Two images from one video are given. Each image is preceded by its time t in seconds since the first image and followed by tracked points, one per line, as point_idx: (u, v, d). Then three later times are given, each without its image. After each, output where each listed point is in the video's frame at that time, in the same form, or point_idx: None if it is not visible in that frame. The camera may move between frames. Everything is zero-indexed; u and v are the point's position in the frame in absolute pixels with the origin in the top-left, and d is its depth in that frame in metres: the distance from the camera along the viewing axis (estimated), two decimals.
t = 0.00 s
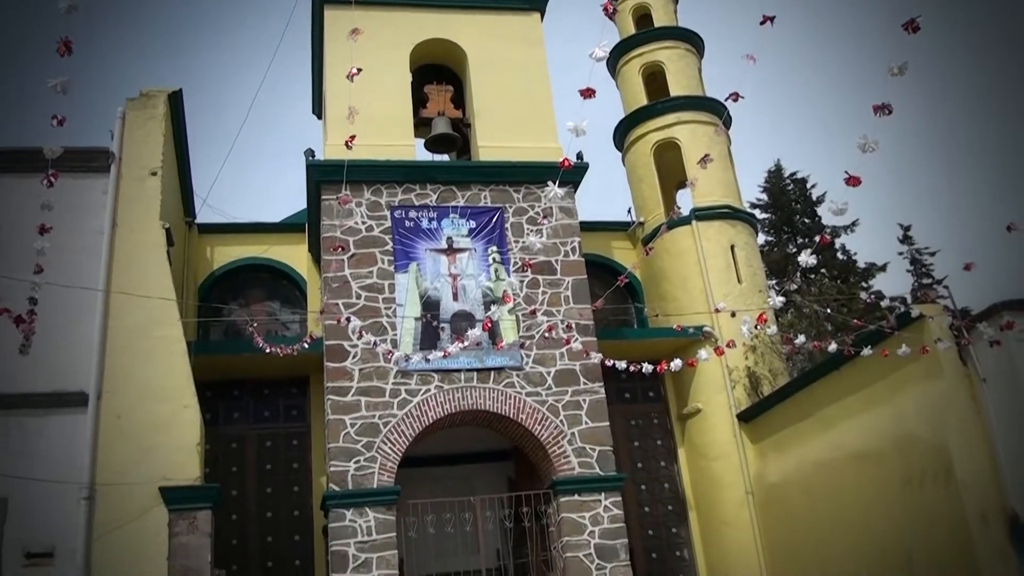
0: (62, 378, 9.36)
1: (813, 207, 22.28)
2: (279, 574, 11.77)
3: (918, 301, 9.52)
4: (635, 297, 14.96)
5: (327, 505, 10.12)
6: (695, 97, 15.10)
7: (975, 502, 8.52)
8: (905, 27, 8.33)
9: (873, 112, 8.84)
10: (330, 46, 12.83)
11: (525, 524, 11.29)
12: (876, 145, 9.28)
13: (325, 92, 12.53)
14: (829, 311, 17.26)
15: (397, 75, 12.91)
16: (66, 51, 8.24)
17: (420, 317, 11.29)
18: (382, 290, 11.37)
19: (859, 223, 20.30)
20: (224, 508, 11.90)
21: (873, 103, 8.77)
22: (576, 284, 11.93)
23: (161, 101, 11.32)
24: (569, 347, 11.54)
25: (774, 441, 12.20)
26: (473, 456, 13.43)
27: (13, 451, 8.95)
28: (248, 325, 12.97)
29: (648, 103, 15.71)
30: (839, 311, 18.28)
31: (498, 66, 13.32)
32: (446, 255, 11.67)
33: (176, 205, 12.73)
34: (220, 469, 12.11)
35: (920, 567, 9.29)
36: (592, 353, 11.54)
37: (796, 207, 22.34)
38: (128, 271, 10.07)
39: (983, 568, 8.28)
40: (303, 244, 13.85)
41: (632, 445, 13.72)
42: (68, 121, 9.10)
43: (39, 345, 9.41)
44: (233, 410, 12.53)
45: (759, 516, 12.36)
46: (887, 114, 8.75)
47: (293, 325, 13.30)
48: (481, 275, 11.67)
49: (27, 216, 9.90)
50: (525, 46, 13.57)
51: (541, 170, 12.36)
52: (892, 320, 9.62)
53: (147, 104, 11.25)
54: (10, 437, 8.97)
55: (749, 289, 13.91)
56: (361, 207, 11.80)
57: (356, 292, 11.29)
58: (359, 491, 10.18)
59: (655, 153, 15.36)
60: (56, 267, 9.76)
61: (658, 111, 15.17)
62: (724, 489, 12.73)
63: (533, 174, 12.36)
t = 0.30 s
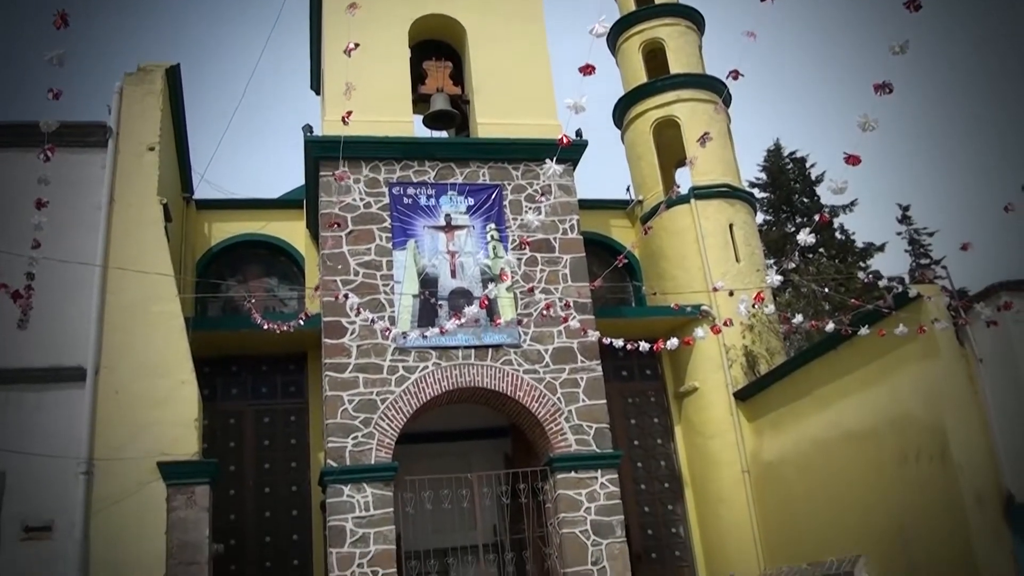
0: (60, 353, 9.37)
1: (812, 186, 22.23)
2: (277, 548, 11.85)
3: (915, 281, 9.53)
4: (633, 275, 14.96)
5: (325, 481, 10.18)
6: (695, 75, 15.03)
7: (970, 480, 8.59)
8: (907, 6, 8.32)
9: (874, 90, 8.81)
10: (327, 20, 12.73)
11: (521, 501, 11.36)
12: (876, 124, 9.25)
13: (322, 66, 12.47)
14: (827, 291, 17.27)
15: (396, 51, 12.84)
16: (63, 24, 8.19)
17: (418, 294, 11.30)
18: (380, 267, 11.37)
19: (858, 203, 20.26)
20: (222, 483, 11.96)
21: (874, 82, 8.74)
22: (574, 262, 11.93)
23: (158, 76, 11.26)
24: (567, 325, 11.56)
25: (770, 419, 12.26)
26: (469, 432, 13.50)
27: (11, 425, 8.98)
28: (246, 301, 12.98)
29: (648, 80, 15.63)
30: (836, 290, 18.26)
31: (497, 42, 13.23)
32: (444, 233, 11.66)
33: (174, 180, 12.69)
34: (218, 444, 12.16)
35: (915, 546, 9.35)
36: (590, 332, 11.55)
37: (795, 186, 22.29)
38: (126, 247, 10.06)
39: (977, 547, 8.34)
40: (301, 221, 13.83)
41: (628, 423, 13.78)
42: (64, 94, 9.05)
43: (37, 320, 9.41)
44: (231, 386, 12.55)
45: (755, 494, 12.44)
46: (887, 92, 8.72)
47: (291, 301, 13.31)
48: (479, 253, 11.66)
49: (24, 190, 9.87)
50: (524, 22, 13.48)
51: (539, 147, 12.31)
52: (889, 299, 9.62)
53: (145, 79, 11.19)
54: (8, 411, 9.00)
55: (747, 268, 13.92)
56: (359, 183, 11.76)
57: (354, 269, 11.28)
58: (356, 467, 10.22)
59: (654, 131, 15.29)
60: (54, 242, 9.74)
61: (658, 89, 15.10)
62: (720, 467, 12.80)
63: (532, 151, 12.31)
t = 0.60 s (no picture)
0: (58, 327, 9.37)
1: (812, 163, 22.17)
2: (275, 521, 11.94)
3: (914, 260, 9.52)
4: (632, 252, 14.96)
5: (323, 455, 10.23)
6: (696, 51, 14.95)
7: (967, 459, 8.64)
8: None
9: (876, 67, 8.74)
10: None
11: (518, 475, 11.44)
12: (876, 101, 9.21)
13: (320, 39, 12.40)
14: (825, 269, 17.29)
15: (395, 24, 12.75)
16: None
17: (417, 270, 11.30)
18: (379, 242, 11.36)
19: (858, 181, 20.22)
20: (221, 457, 12.03)
21: (877, 59, 8.67)
22: (573, 238, 11.93)
23: (157, 49, 11.19)
24: (565, 302, 11.56)
25: (768, 397, 12.30)
26: (467, 407, 13.57)
27: (10, 398, 9.00)
28: (244, 275, 12.99)
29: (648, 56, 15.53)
30: (835, 268, 18.25)
31: (497, 16, 13.14)
32: (443, 208, 11.64)
33: (172, 154, 12.63)
34: (217, 418, 12.22)
35: (909, 522, 9.43)
36: (588, 308, 11.57)
37: (795, 163, 22.23)
38: (124, 220, 10.04)
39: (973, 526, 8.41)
40: (299, 195, 13.79)
41: (625, 398, 13.83)
42: (61, 66, 8.98)
43: (35, 293, 9.40)
44: (229, 360, 12.58)
45: (751, 470, 12.52)
46: (889, 69, 8.66)
47: (289, 276, 13.32)
48: (478, 228, 11.65)
49: (21, 163, 9.81)
50: None
51: (539, 123, 12.26)
52: (888, 278, 9.61)
53: (143, 51, 11.11)
54: (7, 384, 9.02)
55: (746, 246, 13.92)
56: (358, 158, 11.72)
57: (353, 244, 11.28)
58: (354, 441, 10.27)
59: (655, 108, 15.22)
60: (52, 215, 9.71)
61: (659, 64, 15.01)
62: (717, 444, 12.88)
63: (531, 126, 12.26)
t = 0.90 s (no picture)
0: (57, 297, 9.36)
1: (812, 139, 22.08)
2: (273, 491, 12.02)
3: (912, 236, 9.51)
4: (631, 226, 14.94)
5: (321, 427, 10.28)
6: (698, 24, 14.83)
7: (962, 435, 8.68)
8: None
9: (879, 41, 8.68)
10: None
11: (515, 448, 11.50)
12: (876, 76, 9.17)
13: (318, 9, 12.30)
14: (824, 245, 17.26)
15: None
16: None
17: (415, 243, 11.30)
18: (377, 215, 11.34)
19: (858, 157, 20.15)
20: (219, 428, 12.09)
21: (880, 33, 8.61)
22: (572, 212, 11.91)
23: (155, 19, 11.06)
24: (563, 276, 11.57)
25: (765, 372, 12.35)
26: (465, 380, 13.62)
27: (9, 368, 9.02)
28: (242, 247, 12.98)
29: (650, 29, 15.41)
30: (834, 244, 18.23)
31: None
32: (442, 181, 11.61)
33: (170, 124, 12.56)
34: (215, 389, 12.27)
35: (904, 497, 9.50)
36: (586, 283, 11.57)
37: (795, 139, 22.14)
38: (122, 191, 10.01)
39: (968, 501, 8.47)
40: (297, 167, 13.75)
41: (623, 372, 13.88)
42: (59, 34, 8.89)
43: (33, 263, 9.39)
44: (227, 331, 12.60)
45: (747, 445, 12.59)
46: (891, 43, 8.60)
47: (287, 249, 13.31)
48: (476, 202, 11.64)
49: (18, 132, 9.75)
50: None
51: (538, 96, 12.19)
52: (886, 254, 9.60)
53: (142, 20, 10.99)
54: (6, 354, 9.04)
55: (745, 221, 13.91)
56: (357, 130, 11.66)
57: (351, 217, 11.25)
58: (352, 413, 10.32)
59: (655, 82, 15.13)
60: (50, 185, 9.67)
61: (660, 38, 14.91)
62: (713, 419, 12.94)
63: (531, 99, 12.19)
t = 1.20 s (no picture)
0: (55, 268, 9.35)
1: (813, 115, 21.99)
2: (271, 463, 12.09)
3: (912, 213, 9.49)
4: (630, 201, 14.92)
5: (319, 400, 10.31)
6: None
7: (958, 413, 8.72)
8: None
9: (881, 16, 8.63)
10: None
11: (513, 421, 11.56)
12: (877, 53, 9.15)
13: None
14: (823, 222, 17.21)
15: None
16: None
17: (414, 217, 11.29)
18: (376, 188, 11.31)
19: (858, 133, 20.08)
20: (218, 399, 12.14)
21: (881, 9, 8.57)
22: (571, 187, 11.88)
23: None
24: (562, 251, 11.56)
25: (762, 348, 12.38)
26: (462, 353, 13.66)
27: (7, 339, 9.03)
28: (241, 220, 12.96)
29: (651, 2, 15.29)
30: (832, 220, 18.20)
31: None
32: (441, 154, 11.58)
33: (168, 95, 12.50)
34: (213, 360, 12.30)
35: (899, 473, 9.57)
36: (585, 258, 11.56)
37: (796, 115, 22.04)
38: (119, 163, 9.98)
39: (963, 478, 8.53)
40: (296, 140, 13.69)
41: (620, 347, 13.92)
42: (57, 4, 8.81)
43: (31, 234, 9.37)
44: (225, 304, 12.60)
45: (743, 421, 12.66)
46: (893, 18, 8.56)
47: (285, 221, 13.29)
48: (475, 176, 11.61)
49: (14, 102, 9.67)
50: None
51: (538, 70, 12.11)
52: (885, 231, 9.59)
53: None
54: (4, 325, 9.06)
55: (744, 197, 13.89)
56: (356, 103, 11.59)
57: (349, 190, 11.22)
58: (350, 386, 10.35)
59: (656, 56, 15.03)
60: (47, 155, 9.62)
61: (661, 11, 14.80)
62: (710, 394, 13.00)
63: (531, 73, 12.11)
